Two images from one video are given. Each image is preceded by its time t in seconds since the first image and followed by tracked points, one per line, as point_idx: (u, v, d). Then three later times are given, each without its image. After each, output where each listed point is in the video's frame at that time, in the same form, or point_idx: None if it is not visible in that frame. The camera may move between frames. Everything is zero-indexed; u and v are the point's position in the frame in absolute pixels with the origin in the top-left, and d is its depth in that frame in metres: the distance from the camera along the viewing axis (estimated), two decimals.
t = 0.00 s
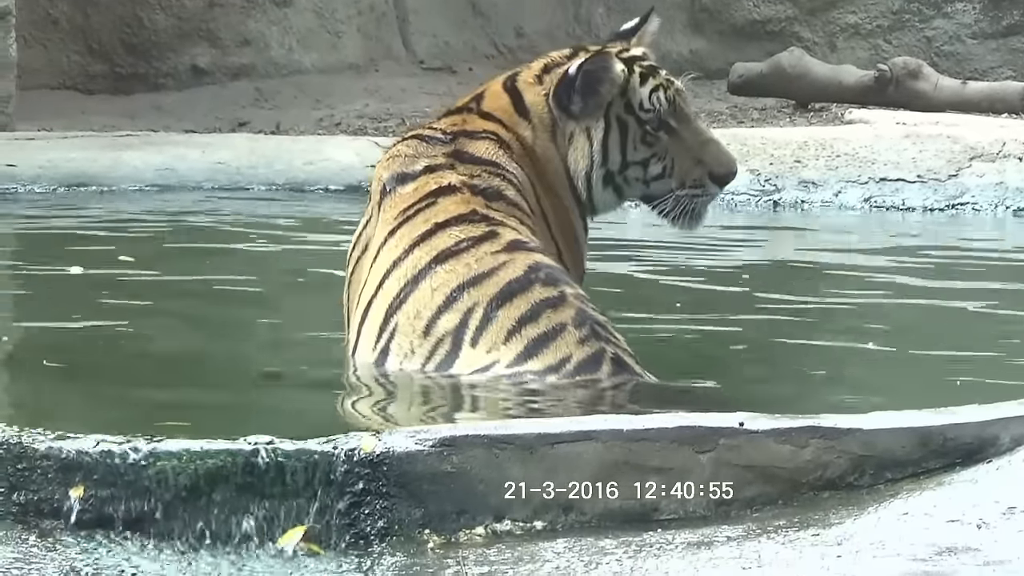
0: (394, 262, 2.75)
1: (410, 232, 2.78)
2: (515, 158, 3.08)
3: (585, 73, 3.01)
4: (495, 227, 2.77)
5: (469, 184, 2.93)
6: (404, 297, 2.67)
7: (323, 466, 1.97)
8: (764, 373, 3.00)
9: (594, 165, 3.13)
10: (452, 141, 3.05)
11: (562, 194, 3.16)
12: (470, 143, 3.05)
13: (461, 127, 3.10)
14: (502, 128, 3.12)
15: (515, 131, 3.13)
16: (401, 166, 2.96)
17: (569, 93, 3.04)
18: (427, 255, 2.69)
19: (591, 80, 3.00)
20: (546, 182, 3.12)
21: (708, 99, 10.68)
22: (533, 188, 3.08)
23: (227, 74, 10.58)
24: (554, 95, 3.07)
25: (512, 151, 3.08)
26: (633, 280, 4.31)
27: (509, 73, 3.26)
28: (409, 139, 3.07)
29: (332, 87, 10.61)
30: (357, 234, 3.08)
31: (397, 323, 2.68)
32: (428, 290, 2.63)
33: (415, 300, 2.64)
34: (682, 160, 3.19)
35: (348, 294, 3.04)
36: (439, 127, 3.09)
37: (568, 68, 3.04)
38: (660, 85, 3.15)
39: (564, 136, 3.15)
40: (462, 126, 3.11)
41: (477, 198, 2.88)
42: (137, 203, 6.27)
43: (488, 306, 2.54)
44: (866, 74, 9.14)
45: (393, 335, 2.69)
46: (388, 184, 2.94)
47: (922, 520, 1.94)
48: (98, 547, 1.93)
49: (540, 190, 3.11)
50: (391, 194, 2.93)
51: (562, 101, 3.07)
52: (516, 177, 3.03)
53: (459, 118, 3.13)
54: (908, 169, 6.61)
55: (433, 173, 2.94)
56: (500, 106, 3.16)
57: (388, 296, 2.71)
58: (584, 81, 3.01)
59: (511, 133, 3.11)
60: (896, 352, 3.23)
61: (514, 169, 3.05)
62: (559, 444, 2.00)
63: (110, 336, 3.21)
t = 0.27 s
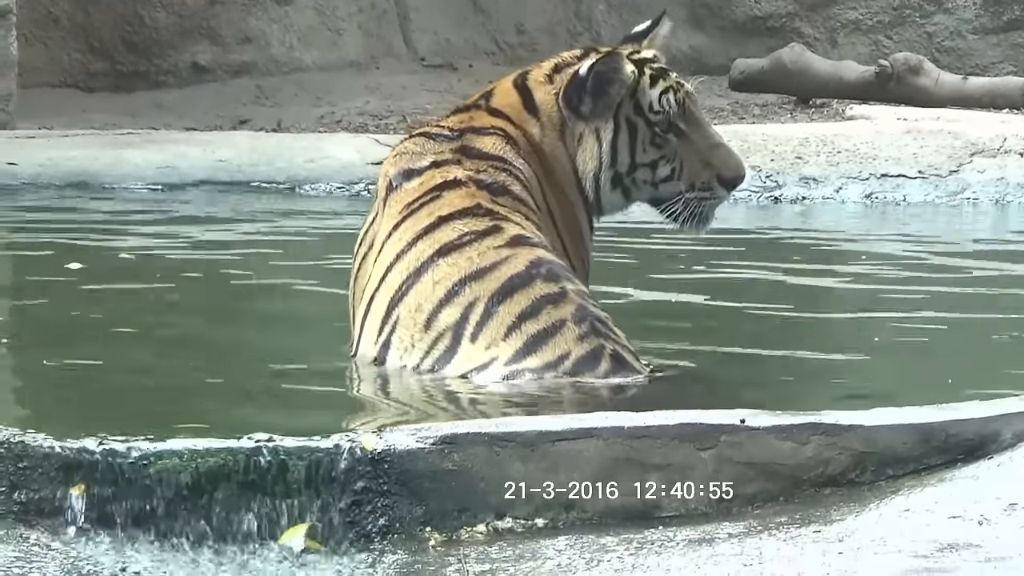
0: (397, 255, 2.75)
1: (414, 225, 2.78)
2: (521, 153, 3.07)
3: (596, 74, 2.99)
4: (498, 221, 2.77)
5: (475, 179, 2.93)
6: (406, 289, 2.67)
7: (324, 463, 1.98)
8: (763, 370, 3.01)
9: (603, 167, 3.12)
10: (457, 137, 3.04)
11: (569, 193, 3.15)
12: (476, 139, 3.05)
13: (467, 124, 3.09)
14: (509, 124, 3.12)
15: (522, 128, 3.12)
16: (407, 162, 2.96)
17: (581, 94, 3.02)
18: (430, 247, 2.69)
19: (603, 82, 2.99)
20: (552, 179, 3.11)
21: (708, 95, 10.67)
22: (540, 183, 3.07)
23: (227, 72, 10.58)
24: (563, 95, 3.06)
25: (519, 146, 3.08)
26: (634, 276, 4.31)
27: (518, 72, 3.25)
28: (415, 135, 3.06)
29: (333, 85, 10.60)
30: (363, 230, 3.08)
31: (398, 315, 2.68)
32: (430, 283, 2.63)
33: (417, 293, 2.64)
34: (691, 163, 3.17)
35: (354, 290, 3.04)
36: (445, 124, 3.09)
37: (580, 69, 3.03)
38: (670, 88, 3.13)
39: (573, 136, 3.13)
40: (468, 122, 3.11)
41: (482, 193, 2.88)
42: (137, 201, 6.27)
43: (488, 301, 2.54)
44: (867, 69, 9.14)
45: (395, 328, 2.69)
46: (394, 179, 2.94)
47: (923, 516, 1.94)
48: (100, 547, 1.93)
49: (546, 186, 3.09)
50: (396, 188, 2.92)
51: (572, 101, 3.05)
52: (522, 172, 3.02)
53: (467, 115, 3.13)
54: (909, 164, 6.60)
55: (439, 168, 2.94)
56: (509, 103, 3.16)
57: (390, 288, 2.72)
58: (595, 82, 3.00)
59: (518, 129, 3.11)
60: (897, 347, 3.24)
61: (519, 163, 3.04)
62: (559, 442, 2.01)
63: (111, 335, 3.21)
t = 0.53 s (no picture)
0: (389, 256, 2.75)
1: (406, 225, 2.78)
2: (513, 154, 3.07)
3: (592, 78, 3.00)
4: (490, 221, 2.77)
5: (467, 179, 2.92)
6: (398, 290, 2.67)
7: (314, 466, 1.98)
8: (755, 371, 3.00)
9: (597, 171, 3.11)
10: (450, 138, 3.04)
11: (562, 195, 3.15)
12: (469, 140, 3.05)
13: (460, 125, 3.09)
14: (502, 125, 3.12)
15: (515, 129, 3.12)
16: (400, 162, 2.96)
17: (577, 98, 3.04)
18: (422, 248, 2.69)
19: (600, 87, 3.00)
20: (545, 180, 3.11)
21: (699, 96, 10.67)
22: (532, 184, 3.07)
23: (217, 73, 10.56)
24: (559, 98, 3.06)
25: (512, 147, 3.07)
26: (625, 277, 4.32)
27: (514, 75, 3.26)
28: (408, 137, 3.06)
29: (323, 86, 10.59)
30: (356, 233, 3.07)
31: (389, 315, 2.67)
32: (422, 283, 2.63)
33: (409, 294, 2.64)
34: (684, 168, 3.18)
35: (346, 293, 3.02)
36: (438, 126, 3.09)
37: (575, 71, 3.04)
38: (666, 94, 3.14)
39: (567, 139, 3.13)
40: (462, 124, 3.11)
41: (474, 192, 2.88)
42: (127, 203, 6.25)
43: (481, 301, 2.54)
44: (857, 70, 9.16)
45: (386, 328, 2.68)
46: (387, 181, 2.95)
47: (913, 517, 1.95)
48: (90, 548, 1.93)
49: (538, 187, 3.09)
50: (389, 190, 2.93)
51: (567, 105, 3.06)
52: (514, 173, 3.02)
53: (460, 116, 3.13)
54: (899, 165, 6.62)
55: (431, 169, 2.93)
56: (503, 104, 3.16)
57: (382, 289, 2.72)
58: (591, 86, 3.00)
59: (511, 130, 3.11)
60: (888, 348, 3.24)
61: (511, 163, 3.04)
62: (550, 443, 2.01)
63: (101, 338, 3.20)
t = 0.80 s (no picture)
0: (384, 258, 2.75)
1: (401, 228, 2.78)
2: (508, 157, 3.07)
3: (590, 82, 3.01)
4: (484, 224, 2.77)
5: (461, 182, 2.92)
6: (392, 293, 2.67)
7: (308, 468, 1.97)
8: (742, 371, 3.02)
9: (595, 175, 3.11)
10: (445, 141, 3.04)
11: (558, 198, 3.15)
12: (464, 143, 3.05)
13: (456, 128, 3.09)
14: (498, 128, 3.12)
15: (511, 132, 3.12)
16: (395, 165, 2.97)
17: (575, 102, 3.03)
18: (416, 250, 2.70)
19: (598, 92, 3.01)
20: (540, 184, 3.11)
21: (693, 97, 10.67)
22: (527, 187, 3.07)
23: (211, 75, 10.55)
24: (557, 103, 3.06)
25: (507, 150, 3.07)
26: (619, 279, 4.32)
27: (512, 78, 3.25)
28: (404, 140, 3.07)
29: (317, 88, 10.59)
30: (352, 236, 3.08)
31: (385, 319, 2.68)
32: (416, 286, 2.63)
33: (404, 296, 2.64)
34: (681, 174, 3.18)
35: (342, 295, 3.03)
36: (434, 128, 3.09)
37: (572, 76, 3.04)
38: (664, 100, 3.14)
39: (564, 143, 3.12)
40: (457, 126, 3.10)
41: (468, 196, 2.88)
42: (120, 206, 6.25)
43: (475, 304, 2.54)
44: (851, 72, 9.18)
45: (381, 331, 2.69)
46: (382, 184, 2.95)
47: (908, 518, 1.95)
48: (84, 552, 1.92)
49: (533, 190, 3.09)
50: (384, 193, 2.93)
51: (564, 109, 3.06)
52: (509, 176, 3.02)
53: (456, 118, 3.13)
54: (893, 167, 6.63)
55: (425, 172, 2.94)
56: (500, 107, 3.15)
57: (377, 292, 2.72)
58: (589, 90, 3.01)
59: (507, 133, 3.11)
60: (883, 350, 3.24)
61: (507, 166, 3.04)
62: (544, 445, 2.00)
63: (94, 341, 3.19)
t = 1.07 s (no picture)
0: (384, 261, 2.75)
1: (400, 232, 2.78)
2: (508, 160, 3.06)
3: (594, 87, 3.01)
4: (483, 227, 2.77)
5: (461, 185, 2.92)
6: (392, 296, 2.67)
7: (307, 470, 1.97)
8: (739, 375, 3.01)
9: (597, 180, 3.12)
10: (446, 144, 3.04)
11: (558, 202, 3.14)
12: (465, 145, 3.04)
13: (456, 131, 3.09)
14: (499, 131, 3.11)
15: (512, 135, 3.11)
16: (395, 168, 2.96)
17: (579, 107, 3.04)
18: (416, 254, 2.69)
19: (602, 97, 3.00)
20: (540, 187, 3.10)
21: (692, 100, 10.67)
22: (526, 190, 3.06)
23: (209, 76, 10.54)
24: (560, 107, 3.06)
25: (507, 153, 3.07)
26: (617, 282, 4.32)
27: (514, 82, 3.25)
28: (404, 143, 3.06)
29: (315, 89, 10.59)
30: (352, 239, 3.07)
31: (384, 322, 2.67)
32: (415, 289, 2.63)
33: (403, 299, 2.64)
34: (682, 182, 3.20)
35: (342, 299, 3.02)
36: (434, 132, 3.09)
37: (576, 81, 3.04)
38: (667, 108, 3.16)
39: (566, 148, 3.12)
40: (458, 129, 3.10)
41: (467, 199, 2.87)
42: (118, 207, 6.24)
43: (474, 306, 2.54)
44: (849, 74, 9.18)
45: (381, 334, 2.68)
46: (382, 187, 2.95)
47: (907, 521, 1.95)
48: (83, 553, 1.92)
49: (532, 194, 3.08)
50: (384, 196, 2.93)
51: (568, 114, 3.06)
52: (509, 179, 3.01)
53: (457, 121, 3.12)
54: (892, 169, 6.62)
55: (425, 175, 2.93)
56: (502, 110, 3.15)
57: (377, 295, 2.72)
58: (593, 95, 3.00)
59: (508, 136, 3.10)
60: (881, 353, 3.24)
61: (506, 170, 3.03)
62: (543, 448, 2.00)
63: (92, 343, 3.19)
